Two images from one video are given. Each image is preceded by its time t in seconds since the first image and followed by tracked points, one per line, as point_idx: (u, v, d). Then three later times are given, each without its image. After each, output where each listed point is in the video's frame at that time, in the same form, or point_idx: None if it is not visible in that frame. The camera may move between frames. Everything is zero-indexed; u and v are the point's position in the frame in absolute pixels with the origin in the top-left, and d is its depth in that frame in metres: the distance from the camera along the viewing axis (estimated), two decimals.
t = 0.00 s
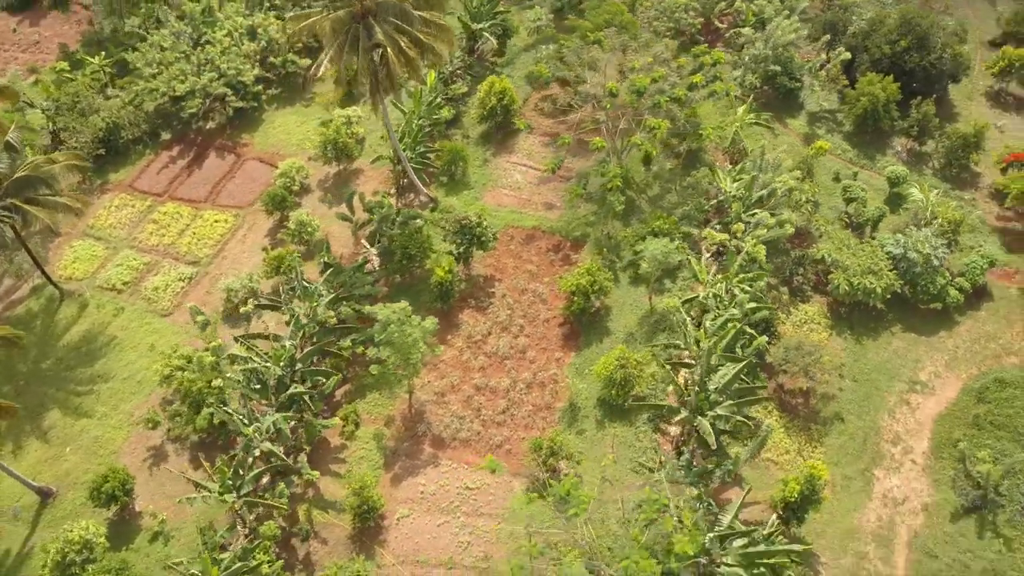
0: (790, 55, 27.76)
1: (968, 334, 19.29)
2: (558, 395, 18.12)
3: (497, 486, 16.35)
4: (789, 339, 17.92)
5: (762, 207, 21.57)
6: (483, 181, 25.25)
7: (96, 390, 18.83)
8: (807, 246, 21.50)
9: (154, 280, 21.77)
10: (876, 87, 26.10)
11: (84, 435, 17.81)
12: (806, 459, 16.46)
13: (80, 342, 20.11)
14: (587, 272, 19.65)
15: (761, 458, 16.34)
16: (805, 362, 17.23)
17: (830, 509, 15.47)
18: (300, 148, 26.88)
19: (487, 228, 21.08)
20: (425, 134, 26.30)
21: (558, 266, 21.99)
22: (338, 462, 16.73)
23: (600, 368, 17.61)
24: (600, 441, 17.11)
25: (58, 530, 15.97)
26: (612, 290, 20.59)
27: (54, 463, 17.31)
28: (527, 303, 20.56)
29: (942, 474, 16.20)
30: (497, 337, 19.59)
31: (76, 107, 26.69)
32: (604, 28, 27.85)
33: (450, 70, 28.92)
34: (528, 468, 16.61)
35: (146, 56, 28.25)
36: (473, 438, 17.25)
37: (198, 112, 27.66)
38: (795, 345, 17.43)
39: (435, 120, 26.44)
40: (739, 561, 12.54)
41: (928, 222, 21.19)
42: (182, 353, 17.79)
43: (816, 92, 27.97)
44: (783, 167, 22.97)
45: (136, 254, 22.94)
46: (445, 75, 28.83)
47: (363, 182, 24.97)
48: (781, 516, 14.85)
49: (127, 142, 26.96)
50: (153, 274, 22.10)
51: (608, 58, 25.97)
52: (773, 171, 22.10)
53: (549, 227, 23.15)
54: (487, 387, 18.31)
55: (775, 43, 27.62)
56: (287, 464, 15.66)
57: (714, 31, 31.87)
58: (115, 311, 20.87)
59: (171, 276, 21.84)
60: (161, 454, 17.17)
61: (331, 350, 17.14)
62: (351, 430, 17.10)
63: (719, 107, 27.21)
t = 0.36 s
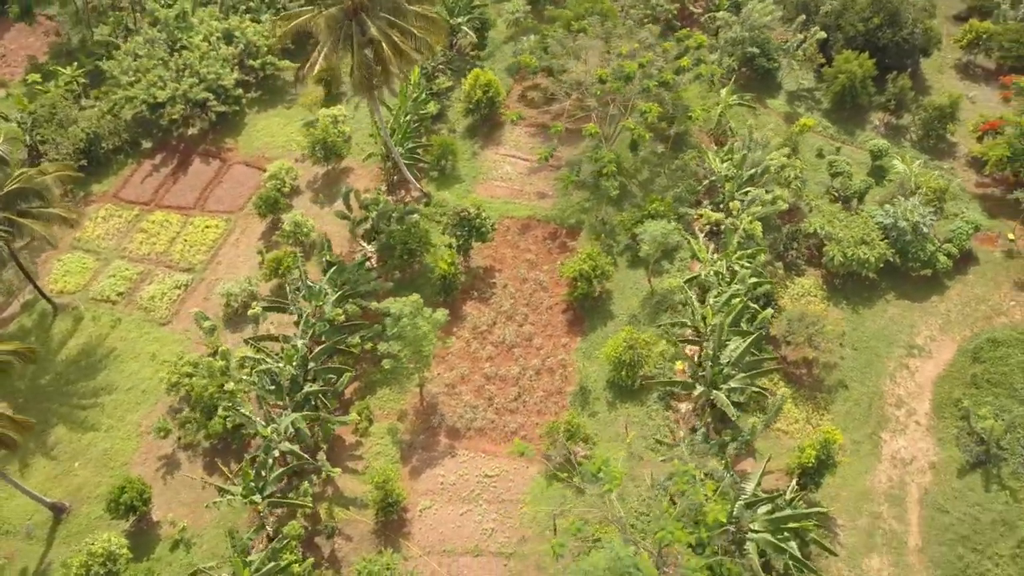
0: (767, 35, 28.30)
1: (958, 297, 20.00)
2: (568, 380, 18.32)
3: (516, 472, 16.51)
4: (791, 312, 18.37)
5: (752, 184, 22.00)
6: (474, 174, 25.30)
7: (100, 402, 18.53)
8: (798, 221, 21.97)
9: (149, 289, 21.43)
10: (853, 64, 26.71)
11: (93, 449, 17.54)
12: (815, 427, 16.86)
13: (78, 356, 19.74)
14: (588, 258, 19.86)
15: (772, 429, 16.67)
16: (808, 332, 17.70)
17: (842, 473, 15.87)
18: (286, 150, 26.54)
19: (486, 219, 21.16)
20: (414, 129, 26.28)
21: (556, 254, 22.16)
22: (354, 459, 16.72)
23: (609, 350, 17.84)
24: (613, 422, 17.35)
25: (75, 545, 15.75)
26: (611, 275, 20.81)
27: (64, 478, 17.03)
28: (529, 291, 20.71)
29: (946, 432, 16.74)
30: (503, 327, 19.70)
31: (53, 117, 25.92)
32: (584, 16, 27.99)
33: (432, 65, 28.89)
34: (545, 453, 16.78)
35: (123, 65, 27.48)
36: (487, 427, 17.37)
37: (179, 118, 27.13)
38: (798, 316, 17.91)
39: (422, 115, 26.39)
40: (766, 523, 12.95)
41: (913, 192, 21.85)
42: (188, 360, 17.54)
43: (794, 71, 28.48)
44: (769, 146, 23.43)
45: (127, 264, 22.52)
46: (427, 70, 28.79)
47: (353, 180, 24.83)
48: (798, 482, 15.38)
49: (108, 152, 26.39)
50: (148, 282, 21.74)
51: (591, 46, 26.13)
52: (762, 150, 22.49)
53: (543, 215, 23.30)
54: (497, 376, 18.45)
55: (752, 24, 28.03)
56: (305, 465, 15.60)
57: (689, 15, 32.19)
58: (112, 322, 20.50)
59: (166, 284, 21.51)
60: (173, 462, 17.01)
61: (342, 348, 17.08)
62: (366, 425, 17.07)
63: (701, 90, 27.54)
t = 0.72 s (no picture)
0: (743, 18, 28.77)
1: (946, 264, 20.75)
2: (577, 365, 18.56)
3: (533, 458, 16.70)
4: (790, 285, 18.82)
5: (742, 165, 22.44)
6: (465, 167, 25.37)
7: (105, 415, 18.25)
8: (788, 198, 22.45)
9: (145, 298, 21.10)
10: (829, 43, 27.29)
11: (103, 462, 17.29)
12: (821, 395, 17.29)
13: (77, 370, 19.37)
14: (589, 243, 20.08)
15: (780, 400, 17.08)
16: (809, 304, 18.14)
17: (852, 438, 16.32)
18: (271, 152, 26.23)
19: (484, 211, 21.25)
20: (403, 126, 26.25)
21: (554, 242, 22.35)
22: (371, 455, 16.76)
23: (617, 333, 18.10)
24: (624, 402, 17.63)
25: (94, 559, 15.56)
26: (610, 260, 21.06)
27: (76, 493, 16.77)
28: (530, 280, 20.89)
29: (946, 393, 17.33)
30: (507, 316, 19.85)
31: (31, 129, 25.24)
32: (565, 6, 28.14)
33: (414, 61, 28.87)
34: (560, 437, 16.98)
35: (98, 73, 26.71)
36: (501, 415, 17.53)
37: (160, 125, 26.60)
38: (798, 289, 18.37)
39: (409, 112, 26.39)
40: (789, 488, 13.33)
41: (896, 165, 22.44)
42: (195, 367, 17.34)
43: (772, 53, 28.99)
44: (756, 126, 23.84)
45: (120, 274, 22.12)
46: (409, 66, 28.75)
47: (344, 179, 24.68)
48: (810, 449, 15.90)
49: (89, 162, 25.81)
50: (144, 292, 21.40)
51: (574, 36, 26.30)
52: (750, 131, 22.90)
53: (537, 205, 23.47)
54: (506, 365, 18.61)
55: (729, 8, 28.46)
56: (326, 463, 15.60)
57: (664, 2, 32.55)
58: (110, 334, 20.15)
59: (163, 293, 21.21)
60: (187, 470, 16.86)
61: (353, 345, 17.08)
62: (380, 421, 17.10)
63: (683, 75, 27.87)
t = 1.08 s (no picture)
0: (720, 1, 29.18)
1: (932, 232, 21.51)
2: (586, 349, 18.82)
3: (551, 443, 16.94)
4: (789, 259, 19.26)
5: (732, 146, 22.88)
6: (456, 161, 25.45)
7: (114, 427, 18.02)
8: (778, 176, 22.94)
9: (144, 308, 20.83)
10: (806, 23, 27.80)
11: (116, 474, 17.10)
12: (826, 364, 17.74)
13: (81, 383, 19.08)
14: (589, 229, 20.31)
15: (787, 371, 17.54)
16: (810, 277, 18.55)
17: (859, 404, 16.80)
18: (259, 155, 25.93)
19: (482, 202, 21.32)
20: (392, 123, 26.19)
21: (551, 230, 22.54)
22: (389, 449, 16.84)
23: (625, 315, 18.36)
24: (635, 383, 17.95)
25: (116, 570, 15.44)
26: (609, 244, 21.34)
27: (91, 507, 16.57)
28: (532, 268, 21.07)
29: (944, 355, 17.96)
30: (513, 305, 20.02)
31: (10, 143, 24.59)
32: None
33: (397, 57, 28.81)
34: (576, 421, 17.24)
35: (76, 83, 25.95)
36: (515, 403, 17.74)
37: (142, 133, 26.07)
38: (798, 263, 18.80)
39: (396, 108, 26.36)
40: (807, 451, 13.65)
41: (880, 138, 23.00)
42: (205, 373, 17.19)
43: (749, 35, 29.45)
44: (743, 106, 24.21)
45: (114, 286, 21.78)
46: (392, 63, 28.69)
47: (336, 178, 24.52)
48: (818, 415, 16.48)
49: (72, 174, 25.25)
50: (142, 301, 21.11)
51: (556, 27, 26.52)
52: (737, 112, 23.29)
53: (532, 195, 23.65)
54: (516, 353, 18.80)
55: None
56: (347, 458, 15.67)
57: None
58: (111, 346, 19.86)
59: (161, 301, 20.95)
60: (204, 476, 16.79)
61: (365, 341, 17.11)
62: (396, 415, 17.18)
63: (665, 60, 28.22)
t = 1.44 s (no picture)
0: None
1: (919, 202, 22.24)
2: (593, 334, 19.08)
3: (567, 426, 17.20)
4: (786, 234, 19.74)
5: (721, 127, 23.26)
6: (447, 155, 25.48)
7: (125, 438, 17.82)
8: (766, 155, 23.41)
9: (144, 317, 20.60)
10: (782, 4, 28.31)
11: (131, 484, 16.93)
12: (829, 334, 18.22)
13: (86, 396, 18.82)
14: (589, 215, 20.56)
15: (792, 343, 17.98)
16: (808, 250, 19.01)
17: (864, 371, 17.31)
18: (247, 158, 25.67)
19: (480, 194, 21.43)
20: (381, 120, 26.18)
21: (548, 219, 22.74)
22: (408, 442, 16.94)
23: (631, 298, 18.66)
24: (644, 363, 18.26)
25: None
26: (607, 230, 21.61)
27: (109, 518, 16.40)
28: (532, 257, 21.26)
29: (939, 319, 18.62)
30: (517, 294, 20.20)
31: None
32: None
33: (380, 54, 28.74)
34: (590, 403, 17.51)
35: (55, 94, 25.30)
36: (528, 389, 17.94)
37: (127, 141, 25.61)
38: (795, 237, 19.25)
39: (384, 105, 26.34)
40: (824, 418, 14.03)
41: (863, 113, 23.59)
42: (217, 377, 17.09)
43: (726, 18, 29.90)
44: (728, 88, 24.61)
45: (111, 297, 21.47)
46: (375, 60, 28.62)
47: (329, 178, 24.41)
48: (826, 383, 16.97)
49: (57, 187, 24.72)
50: (141, 311, 20.86)
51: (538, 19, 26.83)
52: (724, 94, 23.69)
53: (526, 185, 23.81)
54: (525, 341, 19.00)
55: None
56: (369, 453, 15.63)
57: None
58: (115, 357, 19.61)
59: (162, 310, 20.72)
60: (222, 481, 16.72)
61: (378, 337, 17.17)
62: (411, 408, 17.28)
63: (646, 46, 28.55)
